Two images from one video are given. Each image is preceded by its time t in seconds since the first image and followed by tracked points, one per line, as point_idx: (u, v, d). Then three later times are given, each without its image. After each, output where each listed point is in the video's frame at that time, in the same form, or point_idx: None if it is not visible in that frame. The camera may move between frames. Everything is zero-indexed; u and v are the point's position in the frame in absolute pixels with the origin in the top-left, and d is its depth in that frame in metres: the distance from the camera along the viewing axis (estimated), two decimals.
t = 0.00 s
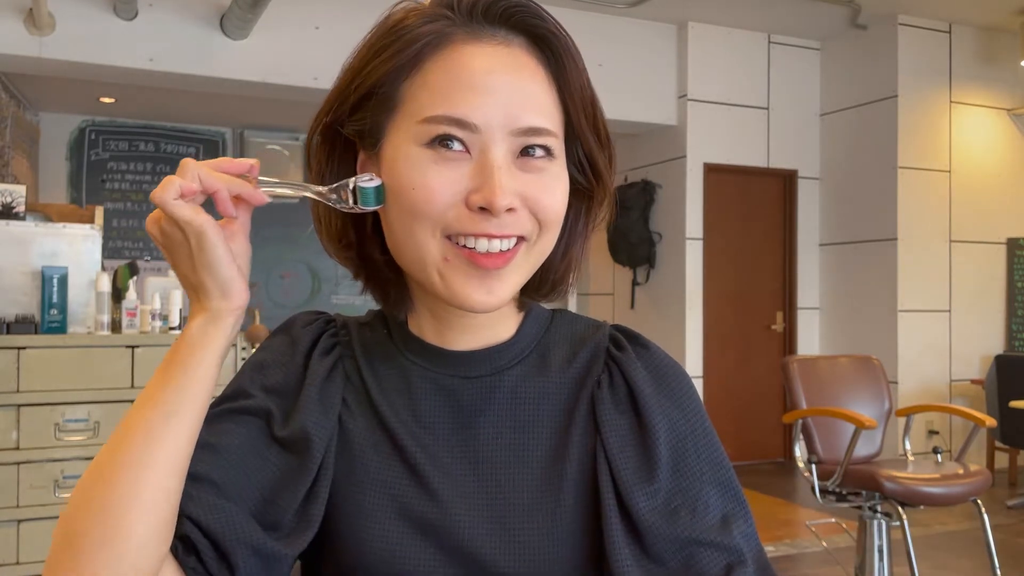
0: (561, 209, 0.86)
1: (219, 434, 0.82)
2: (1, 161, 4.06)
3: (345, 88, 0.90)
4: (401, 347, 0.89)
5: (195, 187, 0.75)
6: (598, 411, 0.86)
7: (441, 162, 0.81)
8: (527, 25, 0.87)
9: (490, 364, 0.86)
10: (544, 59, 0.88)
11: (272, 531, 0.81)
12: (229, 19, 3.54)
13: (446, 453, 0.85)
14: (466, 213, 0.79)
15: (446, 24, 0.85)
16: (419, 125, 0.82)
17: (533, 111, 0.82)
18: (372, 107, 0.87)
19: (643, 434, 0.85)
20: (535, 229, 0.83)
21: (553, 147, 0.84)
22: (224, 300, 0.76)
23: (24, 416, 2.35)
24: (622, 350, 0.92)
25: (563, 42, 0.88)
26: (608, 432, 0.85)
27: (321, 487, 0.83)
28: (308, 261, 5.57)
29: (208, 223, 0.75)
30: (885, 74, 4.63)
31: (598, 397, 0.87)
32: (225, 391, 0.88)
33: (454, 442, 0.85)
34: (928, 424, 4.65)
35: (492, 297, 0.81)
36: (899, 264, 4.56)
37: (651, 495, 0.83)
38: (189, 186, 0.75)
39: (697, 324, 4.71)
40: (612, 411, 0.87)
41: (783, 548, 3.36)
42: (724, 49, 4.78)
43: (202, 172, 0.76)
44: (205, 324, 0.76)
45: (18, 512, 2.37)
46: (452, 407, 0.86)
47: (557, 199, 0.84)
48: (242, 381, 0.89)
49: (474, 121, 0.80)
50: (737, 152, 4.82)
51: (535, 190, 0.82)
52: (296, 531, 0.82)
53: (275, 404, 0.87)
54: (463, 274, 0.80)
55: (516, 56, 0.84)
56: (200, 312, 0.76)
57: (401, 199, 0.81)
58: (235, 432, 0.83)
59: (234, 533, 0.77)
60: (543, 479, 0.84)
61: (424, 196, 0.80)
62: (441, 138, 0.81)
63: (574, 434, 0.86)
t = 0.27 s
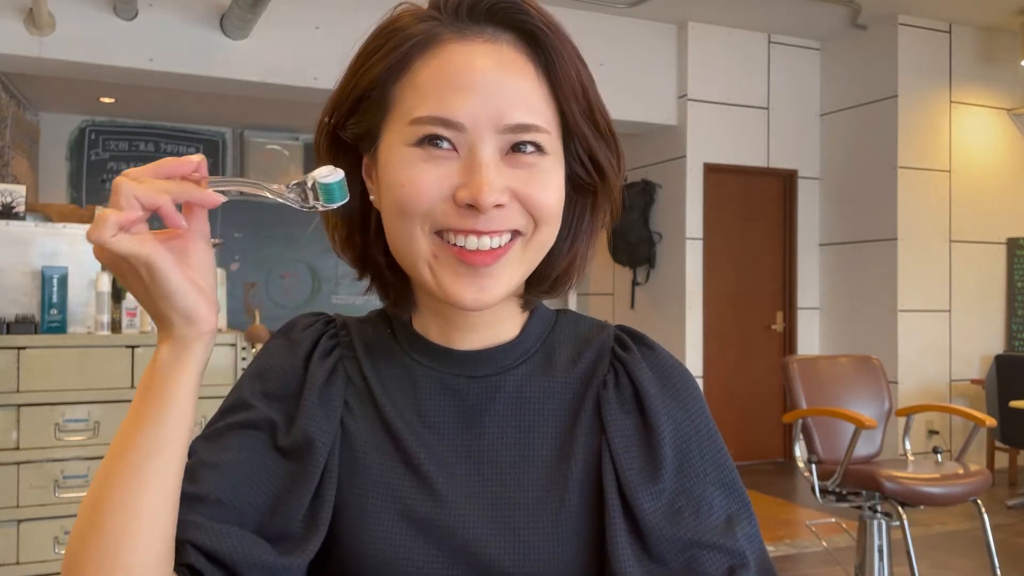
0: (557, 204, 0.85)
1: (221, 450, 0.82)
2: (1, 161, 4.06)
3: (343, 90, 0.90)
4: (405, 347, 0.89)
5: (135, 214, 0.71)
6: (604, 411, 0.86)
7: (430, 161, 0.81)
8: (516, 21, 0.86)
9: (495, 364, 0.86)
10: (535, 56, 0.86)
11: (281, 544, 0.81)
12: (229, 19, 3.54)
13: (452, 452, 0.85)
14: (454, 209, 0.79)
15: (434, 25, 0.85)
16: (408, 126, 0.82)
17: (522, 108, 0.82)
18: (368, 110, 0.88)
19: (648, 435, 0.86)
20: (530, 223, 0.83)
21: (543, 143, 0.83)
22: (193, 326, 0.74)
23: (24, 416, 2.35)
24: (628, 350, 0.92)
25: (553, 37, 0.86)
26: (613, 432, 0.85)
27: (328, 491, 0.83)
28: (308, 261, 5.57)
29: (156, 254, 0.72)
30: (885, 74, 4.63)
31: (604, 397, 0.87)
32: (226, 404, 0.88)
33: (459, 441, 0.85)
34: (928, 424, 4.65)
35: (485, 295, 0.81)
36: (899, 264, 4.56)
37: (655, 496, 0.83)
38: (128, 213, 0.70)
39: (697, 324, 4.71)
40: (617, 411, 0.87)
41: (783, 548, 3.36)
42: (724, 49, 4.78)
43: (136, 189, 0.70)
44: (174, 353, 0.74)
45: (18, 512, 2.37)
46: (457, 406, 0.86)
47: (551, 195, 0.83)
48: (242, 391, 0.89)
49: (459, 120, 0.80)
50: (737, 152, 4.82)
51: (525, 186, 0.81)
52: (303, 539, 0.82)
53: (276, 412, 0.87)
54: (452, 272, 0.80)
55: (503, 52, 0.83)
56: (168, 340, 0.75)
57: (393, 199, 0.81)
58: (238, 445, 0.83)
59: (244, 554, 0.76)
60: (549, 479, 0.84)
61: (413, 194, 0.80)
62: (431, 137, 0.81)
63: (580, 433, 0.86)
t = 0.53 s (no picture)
0: (555, 205, 0.84)
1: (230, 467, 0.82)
2: (1, 161, 4.06)
3: (344, 93, 0.90)
4: (411, 349, 0.89)
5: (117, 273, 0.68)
6: (608, 412, 0.86)
7: (426, 162, 0.80)
8: (510, 21, 0.84)
9: (500, 365, 0.86)
10: (533, 56, 0.85)
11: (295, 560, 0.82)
12: (229, 19, 3.54)
13: (456, 452, 0.84)
14: (448, 210, 0.79)
15: (430, 28, 0.85)
16: (403, 130, 0.82)
17: (518, 109, 0.81)
18: (368, 113, 0.88)
19: (652, 437, 0.86)
20: (527, 225, 0.82)
21: (540, 143, 0.82)
22: (188, 388, 0.73)
23: (24, 416, 2.35)
24: (632, 352, 0.92)
25: (547, 36, 0.84)
26: (618, 433, 0.85)
27: (338, 494, 0.82)
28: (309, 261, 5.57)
29: (139, 318, 0.69)
30: (885, 74, 4.63)
31: (609, 398, 0.87)
32: (231, 414, 0.87)
33: (463, 442, 0.85)
34: (928, 424, 4.65)
35: (483, 296, 0.81)
36: (899, 264, 4.56)
37: (658, 499, 0.83)
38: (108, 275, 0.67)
39: (697, 324, 4.71)
40: (622, 412, 0.87)
41: (784, 548, 3.36)
42: (724, 49, 4.78)
43: (113, 251, 0.67)
44: (171, 412, 0.73)
45: (18, 512, 2.37)
46: (462, 406, 0.86)
47: (548, 196, 0.82)
48: (245, 401, 0.87)
49: (453, 123, 0.80)
50: (738, 152, 4.82)
51: (522, 187, 0.81)
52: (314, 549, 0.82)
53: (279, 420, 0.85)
54: (448, 273, 0.80)
55: (498, 54, 0.82)
56: (165, 398, 0.73)
57: (391, 201, 0.81)
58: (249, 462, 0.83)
59: None
60: (553, 480, 0.84)
61: (409, 197, 0.80)
62: (427, 140, 0.81)
63: (584, 435, 0.86)
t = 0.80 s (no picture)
0: (553, 204, 0.84)
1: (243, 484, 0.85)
2: (1, 161, 4.06)
3: (344, 93, 0.90)
4: (411, 348, 0.89)
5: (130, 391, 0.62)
6: (608, 410, 0.87)
7: (424, 162, 0.80)
8: (507, 20, 0.84)
9: (500, 363, 0.87)
10: (530, 55, 0.85)
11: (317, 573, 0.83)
12: (229, 19, 3.53)
13: (457, 450, 0.84)
14: (445, 208, 0.80)
15: (428, 29, 0.85)
16: (402, 131, 0.82)
17: (516, 109, 0.81)
18: (368, 114, 0.88)
19: (652, 436, 0.86)
20: (525, 224, 0.82)
21: (537, 142, 0.83)
22: (207, 475, 0.71)
23: (24, 416, 2.36)
24: (632, 351, 0.92)
25: (543, 35, 0.84)
26: (619, 431, 0.85)
27: (344, 498, 0.82)
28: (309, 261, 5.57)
29: (155, 431, 0.65)
30: (885, 74, 4.63)
31: (609, 396, 0.88)
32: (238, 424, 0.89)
33: (465, 441, 0.85)
34: (928, 424, 4.65)
35: (482, 294, 0.81)
36: (899, 264, 4.56)
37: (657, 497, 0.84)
38: (121, 399, 0.61)
39: (697, 324, 4.71)
40: (622, 411, 0.87)
41: (784, 548, 3.36)
42: (724, 49, 4.78)
43: (114, 375, 0.60)
44: (191, 494, 0.72)
45: (18, 512, 2.37)
46: (464, 406, 0.86)
47: (546, 195, 0.82)
48: (251, 412, 0.88)
49: (450, 123, 0.80)
50: (738, 152, 4.82)
51: (520, 186, 0.81)
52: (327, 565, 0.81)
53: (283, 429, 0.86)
54: (447, 271, 0.81)
55: (496, 53, 0.82)
56: (184, 483, 0.72)
57: (391, 202, 0.81)
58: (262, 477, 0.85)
59: None
60: (554, 479, 0.84)
61: (408, 198, 0.80)
62: (426, 140, 0.81)
63: (585, 433, 0.86)
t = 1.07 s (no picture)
0: (547, 203, 0.84)
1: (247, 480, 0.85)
2: (1, 161, 4.06)
3: (342, 94, 0.90)
4: (412, 346, 0.89)
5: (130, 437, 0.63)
6: (607, 407, 0.87)
7: (421, 163, 0.80)
8: (500, 21, 0.84)
9: (500, 361, 0.87)
10: (522, 55, 0.84)
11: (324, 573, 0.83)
12: (229, 19, 3.54)
13: (456, 448, 0.85)
14: (441, 207, 0.80)
15: (423, 30, 0.85)
16: (398, 132, 0.82)
17: (509, 108, 0.81)
18: (365, 115, 0.88)
19: (650, 432, 0.86)
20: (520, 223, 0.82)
21: (531, 141, 0.83)
22: (215, 511, 0.71)
23: (24, 416, 2.36)
24: (630, 349, 0.92)
25: (536, 34, 0.84)
26: (618, 428, 0.85)
27: (346, 497, 0.82)
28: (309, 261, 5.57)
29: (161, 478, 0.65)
30: (885, 74, 4.63)
31: (607, 394, 0.88)
32: (240, 424, 0.88)
33: (465, 439, 0.85)
34: (928, 424, 4.65)
35: (479, 292, 0.81)
36: (899, 264, 4.56)
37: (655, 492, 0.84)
38: (120, 451, 0.62)
39: (697, 324, 4.71)
40: (621, 408, 0.87)
41: (784, 548, 3.36)
42: (724, 49, 4.78)
43: (113, 425, 0.61)
44: (197, 530, 0.73)
45: (18, 512, 2.37)
46: (463, 404, 0.86)
47: (540, 194, 0.82)
48: (252, 413, 0.88)
49: (446, 123, 0.80)
50: (738, 152, 4.82)
51: (515, 185, 0.81)
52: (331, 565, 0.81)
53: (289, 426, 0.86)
54: (444, 269, 0.81)
55: (490, 54, 0.82)
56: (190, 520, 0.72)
57: (389, 202, 0.82)
58: (266, 475, 0.85)
59: None
60: (553, 476, 0.84)
61: (405, 198, 0.80)
62: (422, 141, 0.81)
63: (584, 430, 0.86)
